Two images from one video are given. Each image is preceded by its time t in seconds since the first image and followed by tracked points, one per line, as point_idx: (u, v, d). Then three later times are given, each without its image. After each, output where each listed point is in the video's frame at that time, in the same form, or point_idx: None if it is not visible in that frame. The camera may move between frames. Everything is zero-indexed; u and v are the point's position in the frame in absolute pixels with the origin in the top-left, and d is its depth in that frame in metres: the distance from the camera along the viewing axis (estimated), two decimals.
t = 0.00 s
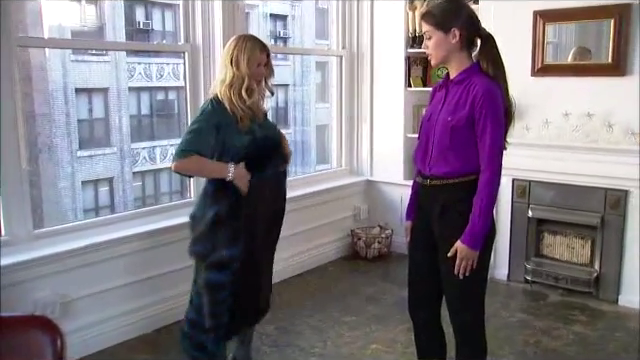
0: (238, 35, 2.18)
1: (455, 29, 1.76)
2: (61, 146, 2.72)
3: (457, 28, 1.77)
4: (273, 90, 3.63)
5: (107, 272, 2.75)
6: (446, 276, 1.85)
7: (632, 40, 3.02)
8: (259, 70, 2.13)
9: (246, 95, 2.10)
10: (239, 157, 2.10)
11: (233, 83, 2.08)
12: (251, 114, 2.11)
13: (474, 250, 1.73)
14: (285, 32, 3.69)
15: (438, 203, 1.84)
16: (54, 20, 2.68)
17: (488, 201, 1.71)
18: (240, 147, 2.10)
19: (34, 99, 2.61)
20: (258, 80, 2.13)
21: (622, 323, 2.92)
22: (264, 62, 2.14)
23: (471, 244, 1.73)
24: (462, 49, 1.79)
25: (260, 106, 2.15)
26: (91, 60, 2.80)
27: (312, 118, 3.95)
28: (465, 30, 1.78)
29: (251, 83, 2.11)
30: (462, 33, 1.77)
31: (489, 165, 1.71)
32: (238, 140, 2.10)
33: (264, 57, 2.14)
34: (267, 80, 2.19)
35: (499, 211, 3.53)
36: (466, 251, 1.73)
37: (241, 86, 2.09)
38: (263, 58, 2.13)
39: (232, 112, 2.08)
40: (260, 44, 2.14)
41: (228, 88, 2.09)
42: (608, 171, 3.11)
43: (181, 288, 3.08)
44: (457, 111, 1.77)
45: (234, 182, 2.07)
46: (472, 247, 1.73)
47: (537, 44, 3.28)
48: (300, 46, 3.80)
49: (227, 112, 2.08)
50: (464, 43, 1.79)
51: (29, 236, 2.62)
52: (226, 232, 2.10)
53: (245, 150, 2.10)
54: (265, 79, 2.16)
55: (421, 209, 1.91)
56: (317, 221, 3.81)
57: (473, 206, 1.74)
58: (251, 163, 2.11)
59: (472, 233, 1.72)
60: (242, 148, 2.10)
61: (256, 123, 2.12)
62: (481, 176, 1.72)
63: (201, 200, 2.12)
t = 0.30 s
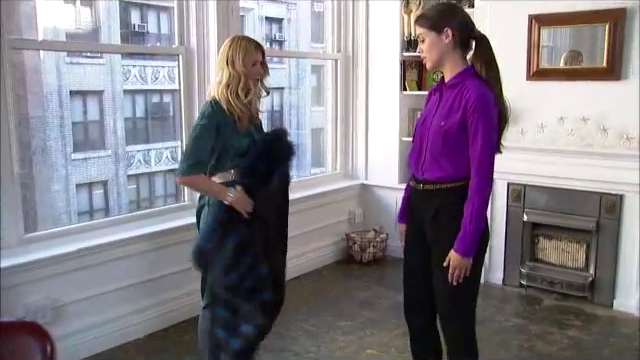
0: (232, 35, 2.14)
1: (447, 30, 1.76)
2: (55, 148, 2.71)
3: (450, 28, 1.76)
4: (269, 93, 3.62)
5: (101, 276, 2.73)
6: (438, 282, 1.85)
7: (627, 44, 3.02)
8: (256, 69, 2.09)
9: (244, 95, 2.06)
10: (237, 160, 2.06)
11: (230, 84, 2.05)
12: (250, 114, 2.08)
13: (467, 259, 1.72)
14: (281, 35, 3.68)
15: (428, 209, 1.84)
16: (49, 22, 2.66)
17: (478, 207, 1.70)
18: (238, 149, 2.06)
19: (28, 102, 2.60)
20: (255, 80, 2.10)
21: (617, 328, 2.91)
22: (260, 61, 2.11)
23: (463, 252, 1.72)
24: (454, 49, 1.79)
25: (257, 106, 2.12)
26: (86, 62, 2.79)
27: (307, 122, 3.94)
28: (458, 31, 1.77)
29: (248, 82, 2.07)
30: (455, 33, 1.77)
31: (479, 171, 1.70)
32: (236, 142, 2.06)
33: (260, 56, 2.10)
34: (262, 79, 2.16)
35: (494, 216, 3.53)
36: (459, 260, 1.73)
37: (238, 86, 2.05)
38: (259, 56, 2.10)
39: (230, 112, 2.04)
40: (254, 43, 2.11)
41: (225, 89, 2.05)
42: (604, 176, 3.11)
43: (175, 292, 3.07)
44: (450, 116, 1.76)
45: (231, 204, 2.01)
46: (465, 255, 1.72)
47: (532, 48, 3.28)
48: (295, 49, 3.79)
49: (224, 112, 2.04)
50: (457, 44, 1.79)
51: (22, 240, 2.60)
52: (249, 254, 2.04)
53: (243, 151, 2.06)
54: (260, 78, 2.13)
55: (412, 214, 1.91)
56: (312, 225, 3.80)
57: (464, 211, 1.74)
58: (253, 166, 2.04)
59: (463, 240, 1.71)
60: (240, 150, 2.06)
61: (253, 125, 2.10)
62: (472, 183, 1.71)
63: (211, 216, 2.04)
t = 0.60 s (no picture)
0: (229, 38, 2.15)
1: (446, 33, 1.75)
2: (56, 151, 2.71)
3: (449, 32, 1.75)
4: (270, 97, 3.61)
5: (100, 280, 2.73)
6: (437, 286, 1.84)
7: (628, 47, 3.01)
8: (252, 72, 2.11)
9: (241, 98, 2.08)
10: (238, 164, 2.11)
11: (226, 87, 2.07)
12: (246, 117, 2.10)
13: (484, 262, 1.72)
14: (281, 38, 3.68)
15: (426, 213, 1.83)
16: (49, 25, 2.66)
17: (485, 210, 1.69)
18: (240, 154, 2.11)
19: (29, 104, 2.60)
20: (252, 83, 2.12)
21: (619, 333, 2.90)
22: (257, 64, 2.12)
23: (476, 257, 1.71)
24: (455, 54, 1.78)
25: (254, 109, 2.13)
26: (86, 65, 2.79)
27: (308, 125, 3.94)
28: (459, 35, 1.76)
29: (245, 86, 2.09)
30: (455, 37, 1.76)
31: (485, 175, 1.69)
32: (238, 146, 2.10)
33: (256, 59, 2.12)
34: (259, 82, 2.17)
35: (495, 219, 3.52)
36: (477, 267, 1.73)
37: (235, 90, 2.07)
38: (255, 59, 2.11)
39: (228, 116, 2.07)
40: (250, 46, 2.12)
41: (222, 93, 2.07)
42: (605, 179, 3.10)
43: (175, 296, 3.07)
44: (453, 119, 1.76)
45: (263, 195, 2.03)
46: (478, 259, 1.71)
47: (533, 51, 3.28)
48: (296, 52, 3.79)
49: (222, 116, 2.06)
50: (458, 47, 1.77)
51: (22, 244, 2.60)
52: (281, 245, 2.05)
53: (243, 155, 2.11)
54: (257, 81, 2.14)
55: (410, 219, 1.90)
56: (312, 228, 3.79)
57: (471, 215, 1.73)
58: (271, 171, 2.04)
59: (472, 245, 1.71)
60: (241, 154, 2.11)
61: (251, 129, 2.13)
62: (478, 186, 1.71)
63: (219, 216, 2.13)
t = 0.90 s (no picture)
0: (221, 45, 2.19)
1: (444, 39, 1.74)
2: (57, 155, 2.71)
3: (448, 37, 1.74)
4: (270, 100, 3.61)
5: (100, 285, 2.73)
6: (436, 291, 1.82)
7: (629, 50, 3.00)
8: (243, 79, 2.14)
9: (233, 105, 2.12)
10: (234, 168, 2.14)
11: (218, 95, 2.11)
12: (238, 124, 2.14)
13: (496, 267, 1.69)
14: (282, 42, 3.67)
15: (425, 218, 1.82)
16: (50, 30, 2.65)
17: (495, 213, 1.69)
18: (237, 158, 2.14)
19: (30, 108, 2.59)
20: (243, 90, 2.15)
21: (621, 337, 2.88)
22: (248, 72, 2.16)
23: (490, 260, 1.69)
24: (452, 59, 1.77)
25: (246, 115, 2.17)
26: (87, 70, 2.79)
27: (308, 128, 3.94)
28: (456, 39, 1.75)
29: (236, 93, 2.13)
30: (452, 42, 1.75)
31: (492, 178, 1.69)
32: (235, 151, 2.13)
33: (247, 65, 2.15)
34: (251, 88, 2.21)
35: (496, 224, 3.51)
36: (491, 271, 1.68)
37: (226, 97, 2.11)
38: (247, 66, 2.15)
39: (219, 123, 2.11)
40: (242, 52, 2.15)
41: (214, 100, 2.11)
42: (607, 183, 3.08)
43: (174, 301, 3.06)
44: (452, 123, 1.74)
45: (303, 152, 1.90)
46: (492, 263, 1.68)
47: (533, 55, 3.27)
48: (296, 56, 3.78)
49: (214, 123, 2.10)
50: (455, 52, 1.77)
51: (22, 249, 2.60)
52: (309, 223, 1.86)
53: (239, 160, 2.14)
54: (248, 87, 2.18)
55: (408, 224, 1.88)
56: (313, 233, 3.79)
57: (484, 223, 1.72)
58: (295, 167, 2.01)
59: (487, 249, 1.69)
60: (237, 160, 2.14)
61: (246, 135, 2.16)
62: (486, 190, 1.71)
63: (219, 221, 2.13)
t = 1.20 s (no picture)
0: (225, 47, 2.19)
1: (430, 45, 1.78)
2: (63, 158, 2.70)
3: (433, 43, 1.79)
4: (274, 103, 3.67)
5: (103, 289, 2.72)
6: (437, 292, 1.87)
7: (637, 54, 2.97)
8: (247, 81, 2.14)
9: (236, 107, 2.12)
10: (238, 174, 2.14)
11: (222, 97, 2.11)
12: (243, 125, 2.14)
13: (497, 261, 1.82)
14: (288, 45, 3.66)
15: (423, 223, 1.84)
16: (57, 33, 2.64)
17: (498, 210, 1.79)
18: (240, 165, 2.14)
19: (36, 111, 2.59)
20: (248, 92, 2.15)
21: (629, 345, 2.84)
22: (252, 73, 2.16)
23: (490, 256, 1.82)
24: (437, 65, 1.83)
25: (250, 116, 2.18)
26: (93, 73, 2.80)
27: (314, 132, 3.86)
28: (441, 45, 1.80)
29: (240, 95, 2.13)
30: (437, 48, 1.80)
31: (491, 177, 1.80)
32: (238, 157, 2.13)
33: (252, 67, 2.15)
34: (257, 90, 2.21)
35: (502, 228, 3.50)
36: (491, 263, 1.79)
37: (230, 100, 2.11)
38: (251, 67, 2.14)
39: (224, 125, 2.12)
40: (246, 54, 2.16)
41: (218, 102, 2.11)
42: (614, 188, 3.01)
43: (178, 306, 3.06)
44: (446, 128, 1.80)
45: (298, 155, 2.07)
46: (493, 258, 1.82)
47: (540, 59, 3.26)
48: (302, 60, 3.78)
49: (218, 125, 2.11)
50: (440, 58, 1.82)
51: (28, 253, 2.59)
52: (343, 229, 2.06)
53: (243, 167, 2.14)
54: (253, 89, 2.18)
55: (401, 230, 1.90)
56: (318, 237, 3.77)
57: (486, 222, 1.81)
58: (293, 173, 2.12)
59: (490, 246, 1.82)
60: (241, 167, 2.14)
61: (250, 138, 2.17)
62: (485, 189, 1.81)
63: (222, 225, 2.13)
